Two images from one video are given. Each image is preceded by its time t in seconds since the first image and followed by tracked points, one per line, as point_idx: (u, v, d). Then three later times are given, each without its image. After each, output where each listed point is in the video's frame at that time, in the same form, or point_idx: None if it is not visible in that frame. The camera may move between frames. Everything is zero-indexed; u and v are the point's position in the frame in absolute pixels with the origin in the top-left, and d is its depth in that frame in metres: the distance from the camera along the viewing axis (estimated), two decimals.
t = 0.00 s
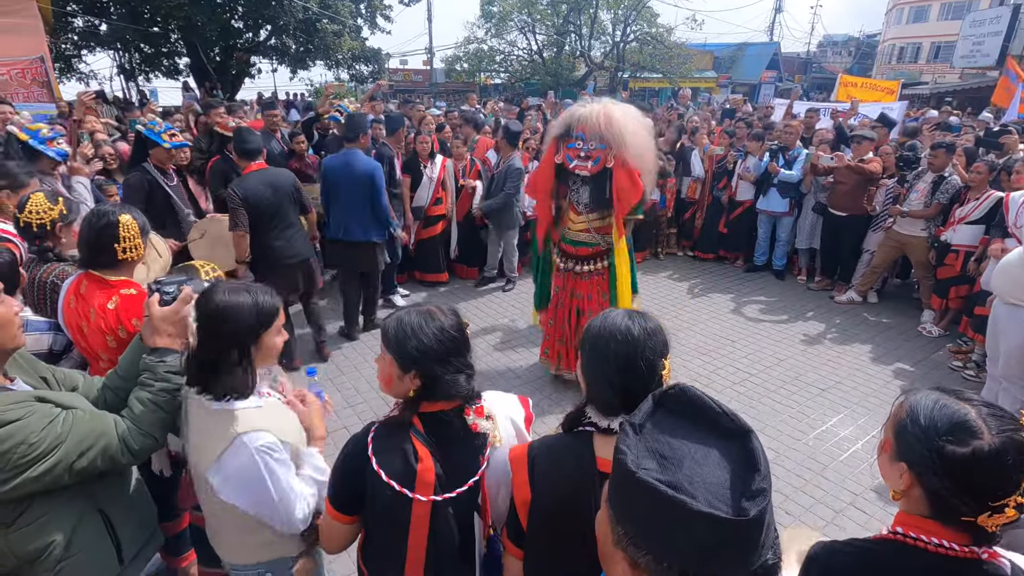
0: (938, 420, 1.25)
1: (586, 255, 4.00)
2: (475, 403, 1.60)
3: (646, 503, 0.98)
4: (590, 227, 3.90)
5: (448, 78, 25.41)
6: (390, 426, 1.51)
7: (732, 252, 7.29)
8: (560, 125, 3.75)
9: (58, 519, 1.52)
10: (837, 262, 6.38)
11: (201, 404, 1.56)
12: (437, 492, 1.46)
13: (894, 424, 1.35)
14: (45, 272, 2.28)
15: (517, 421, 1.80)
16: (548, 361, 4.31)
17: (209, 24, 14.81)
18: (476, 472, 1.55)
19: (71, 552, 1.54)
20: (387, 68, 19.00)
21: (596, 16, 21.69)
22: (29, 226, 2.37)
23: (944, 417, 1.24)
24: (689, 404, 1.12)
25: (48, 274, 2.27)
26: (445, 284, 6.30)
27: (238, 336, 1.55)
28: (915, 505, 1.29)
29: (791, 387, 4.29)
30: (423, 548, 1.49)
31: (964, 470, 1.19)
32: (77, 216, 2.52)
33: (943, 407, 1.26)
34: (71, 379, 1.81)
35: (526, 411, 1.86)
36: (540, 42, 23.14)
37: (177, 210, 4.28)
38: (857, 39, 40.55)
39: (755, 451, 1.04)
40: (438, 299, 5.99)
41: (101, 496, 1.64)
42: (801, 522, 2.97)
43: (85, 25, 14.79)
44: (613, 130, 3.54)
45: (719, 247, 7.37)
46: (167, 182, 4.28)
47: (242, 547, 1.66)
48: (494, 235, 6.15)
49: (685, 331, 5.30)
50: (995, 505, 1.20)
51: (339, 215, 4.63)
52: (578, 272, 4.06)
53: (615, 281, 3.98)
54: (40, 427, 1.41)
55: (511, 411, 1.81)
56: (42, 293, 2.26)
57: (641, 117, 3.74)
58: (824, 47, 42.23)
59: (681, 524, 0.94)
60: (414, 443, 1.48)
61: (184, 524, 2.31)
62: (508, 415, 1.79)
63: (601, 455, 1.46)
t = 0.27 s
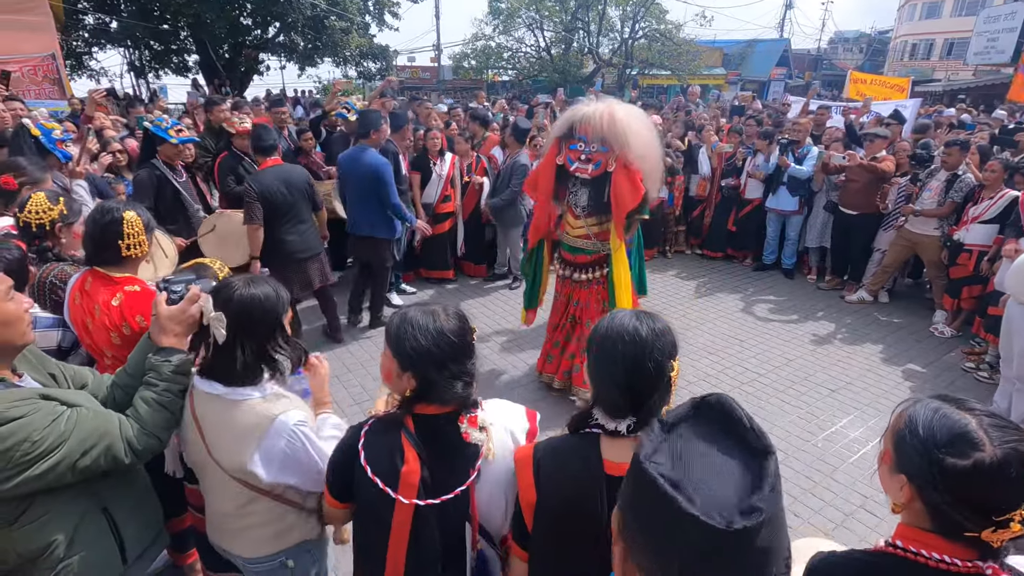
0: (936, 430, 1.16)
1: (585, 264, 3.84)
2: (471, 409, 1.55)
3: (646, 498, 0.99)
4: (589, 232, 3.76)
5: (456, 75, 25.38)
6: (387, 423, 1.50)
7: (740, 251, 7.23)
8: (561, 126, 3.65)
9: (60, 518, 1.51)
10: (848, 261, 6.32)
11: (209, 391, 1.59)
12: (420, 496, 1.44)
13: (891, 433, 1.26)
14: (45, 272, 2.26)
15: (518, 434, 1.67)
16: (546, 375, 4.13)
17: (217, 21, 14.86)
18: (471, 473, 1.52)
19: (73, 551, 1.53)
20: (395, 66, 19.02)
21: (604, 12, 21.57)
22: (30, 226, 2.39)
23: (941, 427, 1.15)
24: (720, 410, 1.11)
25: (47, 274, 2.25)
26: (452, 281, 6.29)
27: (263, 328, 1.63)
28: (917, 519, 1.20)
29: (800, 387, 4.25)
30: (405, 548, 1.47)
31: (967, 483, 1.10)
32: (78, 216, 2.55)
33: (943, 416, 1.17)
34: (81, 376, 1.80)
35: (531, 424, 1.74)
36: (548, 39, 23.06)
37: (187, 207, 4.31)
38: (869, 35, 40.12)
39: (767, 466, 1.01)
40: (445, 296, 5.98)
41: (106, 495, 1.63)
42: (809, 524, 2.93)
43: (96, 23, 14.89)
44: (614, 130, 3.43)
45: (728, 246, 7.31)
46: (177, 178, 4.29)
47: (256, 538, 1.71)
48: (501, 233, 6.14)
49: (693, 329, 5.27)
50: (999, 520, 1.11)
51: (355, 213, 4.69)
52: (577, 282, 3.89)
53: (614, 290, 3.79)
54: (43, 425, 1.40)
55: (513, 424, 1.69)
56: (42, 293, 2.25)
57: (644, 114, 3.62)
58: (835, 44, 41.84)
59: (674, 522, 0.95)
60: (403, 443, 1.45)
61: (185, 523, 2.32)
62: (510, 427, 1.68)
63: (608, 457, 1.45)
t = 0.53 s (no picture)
0: (944, 454, 1.07)
1: (589, 267, 3.72)
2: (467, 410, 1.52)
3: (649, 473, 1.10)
4: (592, 234, 3.64)
5: (464, 73, 25.37)
6: (382, 417, 1.48)
7: (750, 249, 7.17)
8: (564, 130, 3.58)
9: (60, 517, 1.49)
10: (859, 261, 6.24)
11: (225, 384, 1.58)
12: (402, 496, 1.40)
13: (896, 455, 1.17)
14: (46, 268, 2.33)
15: (514, 441, 1.60)
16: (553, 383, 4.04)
17: (226, 19, 14.93)
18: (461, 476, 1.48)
19: (74, 551, 1.52)
20: (403, 63, 19.05)
21: (612, 9, 21.46)
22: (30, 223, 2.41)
23: (949, 451, 1.06)
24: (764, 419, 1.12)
25: (48, 270, 2.32)
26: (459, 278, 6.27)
27: (281, 319, 1.62)
28: (925, 548, 1.12)
29: (811, 388, 4.20)
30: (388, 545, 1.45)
31: (979, 513, 1.02)
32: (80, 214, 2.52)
33: (949, 438, 1.09)
34: (84, 373, 1.80)
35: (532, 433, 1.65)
36: (556, 36, 22.98)
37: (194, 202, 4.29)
38: (880, 32, 39.70)
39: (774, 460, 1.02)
40: (452, 294, 5.97)
41: (106, 493, 1.61)
42: (819, 527, 2.89)
43: (106, 20, 14.98)
44: (619, 133, 3.32)
45: (737, 244, 7.25)
46: (184, 174, 4.29)
47: (267, 532, 1.68)
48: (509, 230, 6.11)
49: (702, 328, 5.22)
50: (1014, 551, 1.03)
51: (364, 209, 4.71)
52: (582, 286, 3.78)
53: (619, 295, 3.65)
54: (43, 423, 1.36)
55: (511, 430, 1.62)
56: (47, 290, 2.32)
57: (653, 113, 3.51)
58: (846, 42, 41.45)
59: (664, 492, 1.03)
60: (391, 441, 1.43)
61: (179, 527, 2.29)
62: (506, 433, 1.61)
63: (620, 458, 1.42)
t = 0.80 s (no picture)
0: (987, 489, 1.03)
1: (595, 273, 3.62)
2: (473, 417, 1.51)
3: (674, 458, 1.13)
4: (598, 240, 3.55)
5: (472, 72, 25.36)
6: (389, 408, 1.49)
7: (759, 249, 7.12)
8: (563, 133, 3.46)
9: (65, 518, 1.47)
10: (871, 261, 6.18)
11: (250, 376, 1.58)
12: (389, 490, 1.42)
13: (931, 488, 1.14)
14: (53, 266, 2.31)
15: (506, 450, 1.51)
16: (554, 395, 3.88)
17: (235, 18, 15.00)
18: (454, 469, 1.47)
19: (79, 550, 1.50)
20: (410, 62, 19.07)
21: (621, 8, 21.37)
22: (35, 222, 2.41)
23: (993, 487, 1.02)
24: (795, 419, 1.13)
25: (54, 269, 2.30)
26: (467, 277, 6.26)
27: (301, 313, 1.60)
28: None
29: (823, 389, 4.15)
30: (376, 532, 1.46)
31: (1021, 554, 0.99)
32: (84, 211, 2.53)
33: (992, 472, 1.04)
34: (89, 371, 1.79)
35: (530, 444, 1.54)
36: (564, 35, 22.93)
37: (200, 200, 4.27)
38: (892, 31, 39.31)
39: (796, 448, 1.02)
40: (460, 292, 5.96)
41: (112, 493, 1.59)
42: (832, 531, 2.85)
43: (117, 20, 15.09)
44: (612, 134, 3.17)
45: (747, 244, 7.20)
46: (193, 172, 4.30)
47: (295, 522, 1.65)
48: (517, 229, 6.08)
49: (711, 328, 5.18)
50: None
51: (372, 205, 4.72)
52: (588, 292, 3.67)
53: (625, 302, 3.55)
54: (48, 423, 1.35)
55: (507, 437, 1.53)
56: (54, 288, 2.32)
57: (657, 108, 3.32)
58: (857, 40, 41.08)
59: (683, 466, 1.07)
60: (385, 433, 1.44)
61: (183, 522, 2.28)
62: (500, 439, 1.52)
63: (637, 456, 1.40)
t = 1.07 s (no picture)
0: None
1: (587, 281, 3.44)
2: (471, 419, 1.45)
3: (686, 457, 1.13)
4: (591, 247, 3.37)
5: (480, 73, 25.42)
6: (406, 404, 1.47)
7: (768, 251, 7.07)
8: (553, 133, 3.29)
9: (77, 517, 1.47)
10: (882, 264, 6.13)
11: (275, 371, 1.59)
12: (388, 484, 1.41)
13: (957, 506, 1.03)
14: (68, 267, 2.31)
15: (502, 454, 1.42)
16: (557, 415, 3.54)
17: (246, 19, 15.12)
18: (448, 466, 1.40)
19: (91, 549, 1.50)
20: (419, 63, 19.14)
21: (629, 9, 21.32)
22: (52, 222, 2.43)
23: None
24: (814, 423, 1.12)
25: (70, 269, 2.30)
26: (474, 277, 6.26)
27: (328, 311, 1.60)
28: None
29: (833, 393, 4.12)
30: (377, 529, 1.45)
31: None
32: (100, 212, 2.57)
33: None
34: (98, 371, 1.79)
35: (528, 454, 1.42)
36: (572, 36, 22.92)
37: (211, 199, 4.28)
38: (903, 32, 38.98)
39: (809, 451, 1.01)
40: (468, 293, 5.97)
41: (123, 493, 1.59)
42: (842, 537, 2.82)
43: (130, 21, 15.24)
44: (605, 142, 3.01)
45: (756, 246, 7.16)
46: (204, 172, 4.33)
47: (311, 520, 1.65)
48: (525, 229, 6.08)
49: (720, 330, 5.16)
50: None
51: (380, 204, 4.73)
52: (579, 302, 3.48)
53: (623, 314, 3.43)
54: (59, 424, 1.36)
55: (505, 442, 1.43)
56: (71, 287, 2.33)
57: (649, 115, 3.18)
58: (868, 41, 40.78)
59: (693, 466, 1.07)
60: (387, 429, 1.44)
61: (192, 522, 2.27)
62: (495, 443, 1.43)
63: (654, 461, 1.39)
